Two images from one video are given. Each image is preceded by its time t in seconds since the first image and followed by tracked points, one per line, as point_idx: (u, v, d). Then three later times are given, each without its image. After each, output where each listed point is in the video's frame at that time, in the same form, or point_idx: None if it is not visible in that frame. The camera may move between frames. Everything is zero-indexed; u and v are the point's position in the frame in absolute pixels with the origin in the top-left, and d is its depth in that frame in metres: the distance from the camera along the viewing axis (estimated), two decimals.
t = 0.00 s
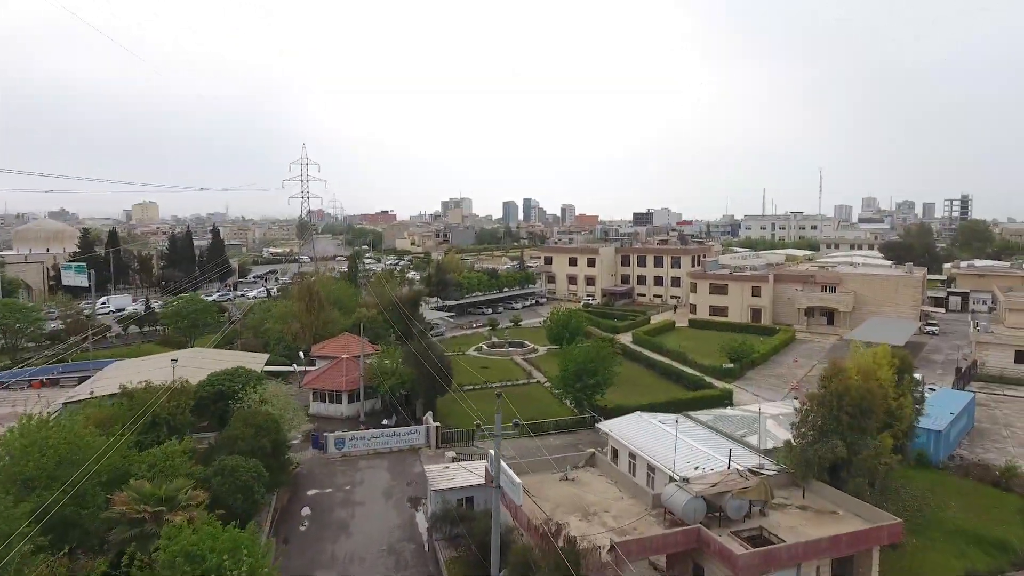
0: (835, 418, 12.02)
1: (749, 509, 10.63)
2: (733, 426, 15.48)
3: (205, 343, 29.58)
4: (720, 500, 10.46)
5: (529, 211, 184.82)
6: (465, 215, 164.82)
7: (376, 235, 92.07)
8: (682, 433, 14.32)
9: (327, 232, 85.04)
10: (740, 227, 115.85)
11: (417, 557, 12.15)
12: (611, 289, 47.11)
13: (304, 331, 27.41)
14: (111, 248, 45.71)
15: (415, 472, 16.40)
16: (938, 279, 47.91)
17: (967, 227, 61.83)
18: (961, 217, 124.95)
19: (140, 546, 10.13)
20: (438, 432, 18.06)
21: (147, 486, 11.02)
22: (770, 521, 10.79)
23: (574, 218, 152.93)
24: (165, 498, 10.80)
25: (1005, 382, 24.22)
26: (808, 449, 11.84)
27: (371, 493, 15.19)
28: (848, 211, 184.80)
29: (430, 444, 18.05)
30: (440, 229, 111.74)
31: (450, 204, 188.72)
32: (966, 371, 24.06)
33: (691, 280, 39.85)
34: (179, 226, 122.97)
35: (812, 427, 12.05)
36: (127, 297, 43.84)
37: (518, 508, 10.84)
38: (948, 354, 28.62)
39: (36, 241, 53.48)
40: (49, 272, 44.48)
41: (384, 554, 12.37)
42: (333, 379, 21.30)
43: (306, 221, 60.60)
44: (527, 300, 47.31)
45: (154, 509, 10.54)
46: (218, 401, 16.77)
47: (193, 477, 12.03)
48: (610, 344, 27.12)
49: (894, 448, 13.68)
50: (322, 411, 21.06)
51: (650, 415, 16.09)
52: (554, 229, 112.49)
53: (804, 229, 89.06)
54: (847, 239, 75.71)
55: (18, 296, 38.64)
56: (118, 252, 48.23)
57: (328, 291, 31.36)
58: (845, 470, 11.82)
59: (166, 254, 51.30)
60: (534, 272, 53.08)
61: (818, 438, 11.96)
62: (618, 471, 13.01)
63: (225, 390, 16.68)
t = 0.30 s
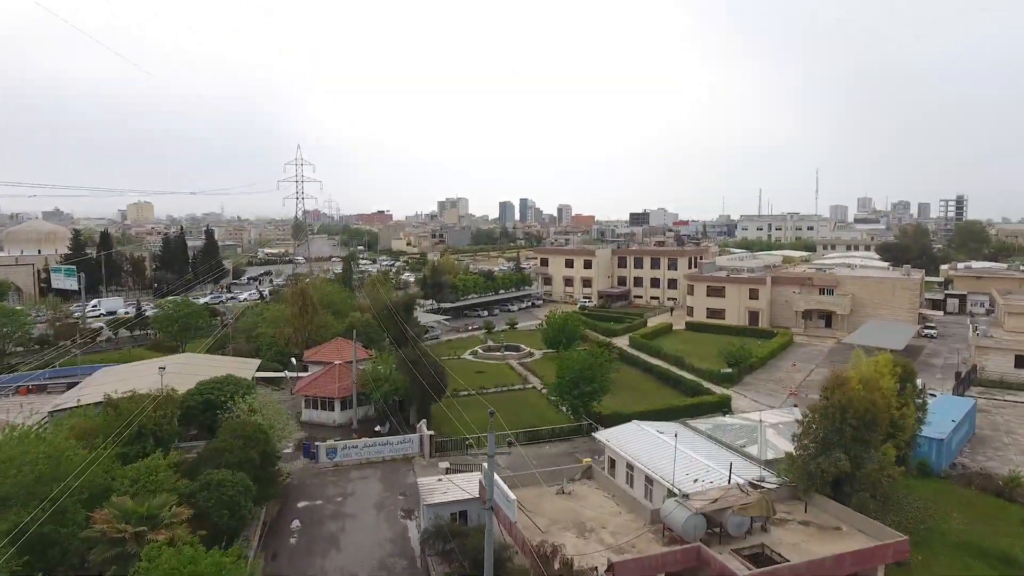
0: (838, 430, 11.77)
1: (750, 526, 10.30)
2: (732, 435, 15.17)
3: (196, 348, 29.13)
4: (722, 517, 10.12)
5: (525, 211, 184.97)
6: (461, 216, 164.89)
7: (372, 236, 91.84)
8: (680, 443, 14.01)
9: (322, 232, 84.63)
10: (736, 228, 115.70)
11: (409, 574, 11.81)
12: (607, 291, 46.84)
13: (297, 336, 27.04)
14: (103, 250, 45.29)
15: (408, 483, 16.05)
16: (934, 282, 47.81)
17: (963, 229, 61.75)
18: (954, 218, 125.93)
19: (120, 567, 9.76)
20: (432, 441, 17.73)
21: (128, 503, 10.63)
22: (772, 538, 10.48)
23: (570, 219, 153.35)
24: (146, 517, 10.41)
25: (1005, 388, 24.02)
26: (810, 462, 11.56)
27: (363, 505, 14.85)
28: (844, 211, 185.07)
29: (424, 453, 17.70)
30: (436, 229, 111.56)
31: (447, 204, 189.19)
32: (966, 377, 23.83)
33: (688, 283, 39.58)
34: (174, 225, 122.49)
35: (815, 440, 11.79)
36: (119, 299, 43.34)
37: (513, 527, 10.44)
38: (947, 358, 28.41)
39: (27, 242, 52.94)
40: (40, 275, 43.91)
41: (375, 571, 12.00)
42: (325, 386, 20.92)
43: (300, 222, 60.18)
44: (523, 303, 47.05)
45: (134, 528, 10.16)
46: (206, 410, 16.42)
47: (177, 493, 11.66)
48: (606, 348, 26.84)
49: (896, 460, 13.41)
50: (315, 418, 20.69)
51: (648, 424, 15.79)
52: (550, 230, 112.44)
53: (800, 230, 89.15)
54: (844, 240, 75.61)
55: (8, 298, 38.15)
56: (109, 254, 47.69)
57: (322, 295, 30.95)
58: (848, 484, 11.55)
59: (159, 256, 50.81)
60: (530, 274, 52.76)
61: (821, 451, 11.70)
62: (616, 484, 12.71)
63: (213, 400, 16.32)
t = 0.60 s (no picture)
0: (842, 441, 11.47)
1: (752, 542, 10.00)
2: (732, 444, 14.85)
3: (188, 352, 28.71)
4: (723, 533, 9.82)
5: (522, 211, 184.62)
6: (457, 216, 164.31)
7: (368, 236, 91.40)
8: (680, 452, 13.70)
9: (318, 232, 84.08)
10: (733, 228, 115.45)
11: None
12: (604, 293, 46.54)
13: (290, 340, 26.65)
14: (97, 253, 44.80)
15: (401, 493, 15.69)
16: (932, 283, 47.64)
17: (961, 229, 61.57)
18: (950, 218, 126.13)
19: None
20: (426, 449, 17.38)
21: (109, 518, 10.25)
22: (775, 553, 10.15)
23: (566, 219, 153.03)
24: (127, 534, 10.03)
25: (1006, 392, 23.77)
26: (813, 474, 11.26)
27: (354, 516, 14.50)
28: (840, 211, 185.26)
29: (418, 462, 17.35)
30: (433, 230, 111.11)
31: (443, 204, 188.60)
32: (966, 381, 23.56)
33: (685, 284, 39.29)
34: (169, 225, 121.71)
35: (819, 451, 11.49)
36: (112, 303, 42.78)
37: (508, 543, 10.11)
38: (946, 361, 28.16)
39: (19, 244, 52.35)
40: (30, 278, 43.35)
41: None
42: (318, 392, 20.54)
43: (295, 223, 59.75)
44: (519, 305, 46.69)
45: (114, 546, 9.78)
46: (195, 418, 16.06)
47: (161, 507, 11.31)
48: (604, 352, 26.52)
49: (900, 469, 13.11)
50: (308, 425, 20.33)
51: (646, 432, 15.48)
52: (546, 231, 112.12)
53: (797, 231, 89.01)
54: (841, 241, 75.51)
55: None
56: (102, 257, 47.14)
57: (316, 298, 30.57)
58: (852, 496, 11.24)
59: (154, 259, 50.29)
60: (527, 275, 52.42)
61: (825, 463, 11.39)
62: (614, 496, 12.38)
63: (201, 408, 15.96)
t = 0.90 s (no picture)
0: (846, 451, 11.21)
1: (754, 556, 9.66)
2: (733, 451, 14.56)
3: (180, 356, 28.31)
4: (724, 547, 9.50)
5: (519, 211, 184.32)
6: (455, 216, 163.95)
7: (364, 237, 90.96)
8: (679, 460, 13.40)
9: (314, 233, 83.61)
10: (730, 228, 115.32)
11: None
12: (602, 294, 46.28)
13: (284, 343, 26.28)
14: (89, 254, 44.26)
15: (395, 501, 15.36)
16: (931, 284, 47.46)
17: (959, 229, 61.38)
18: (947, 218, 126.19)
19: None
20: (420, 456, 17.06)
21: (90, 533, 9.90)
22: (778, 567, 9.83)
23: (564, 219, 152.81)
24: (109, 549, 9.67)
25: (1007, 396, 23.54)
26: (817, 484, 10.97)
27: (347, 526, 14.18)
28: (838, 211, 185.31)
29: (413, 469, 17.04)
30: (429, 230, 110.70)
31: (441, 204, 188.33)
32: (968, 384, 23.31)
33: (684, 286, 39.00)
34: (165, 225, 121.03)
35: (823, 462, 11.21)
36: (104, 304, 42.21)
37: (502, 557, 9.78)
38: (946, 364, 27.96)
39: (12, 245, 51.75)
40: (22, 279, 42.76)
41: None
42: (311, 397, 20.20)
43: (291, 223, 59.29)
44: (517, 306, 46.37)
45: (94, 562, 9.42)
46: (184, 425, 15.71)
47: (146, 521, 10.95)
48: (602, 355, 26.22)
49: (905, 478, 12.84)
50: (301, 431, 19.99)
51: (645, 439, 15.18)
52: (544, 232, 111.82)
53: (795, 231, 88.89)
54: (839, 241, 75.39)
55: None
56: (96, 258, 46.60)
57: (310, 301, 30.21)
58: (857, 508, 10.96)
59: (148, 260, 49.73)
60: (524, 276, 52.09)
61: (829, 473, 11.11)
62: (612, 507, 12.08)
63: (190, 415, 15.60)
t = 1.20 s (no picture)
0: (852, 462, 10.92)
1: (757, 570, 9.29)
2: (734, 458, 14.26)
3: (173, 358, 27.95)
4: (727, 561, 9.16)
5: (518, 211, 184.11)
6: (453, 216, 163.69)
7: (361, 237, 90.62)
8: (680, 468, 13.10)
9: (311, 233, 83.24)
10: (729, 228, 115.17)
11: None
12: (600, 295, 46.02)
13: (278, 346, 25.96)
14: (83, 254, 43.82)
15: (390, 510, 15.04)
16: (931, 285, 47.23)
17: (958, 230, 61.23)
18: (944, 218, 126.26)
19: None
20: (416, 463, 16.75)
21: (71, 547, 9.57)
22: None
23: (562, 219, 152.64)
24: (89, 564, 9.33)
25: (1009, 399, 23.30)
26: (822, 495, 10.67)
27: (339, 535, 13.85)
28: (835, 211, 185.38)
29: (408, 476, 16.73)
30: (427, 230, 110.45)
31: (439, 204, 188.13)
32: (970, 387, 23.05)
33: (682, 287, 38.71)
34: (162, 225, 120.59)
35: (828, 472, 10.91)
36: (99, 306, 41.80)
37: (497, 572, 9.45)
38: (948, 366, 27.72)
39: (6, 246, 51.31)
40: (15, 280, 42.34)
41: None
42: (304, 402, 19.86)
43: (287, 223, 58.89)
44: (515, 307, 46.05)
45: None
46: (173, 432, 15.37)
47: (129, 533, 10.63)
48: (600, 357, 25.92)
49: (910, 486, 12.54)
50: (295, 436, 19.66)
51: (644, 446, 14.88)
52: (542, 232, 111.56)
53: (793, 232, 88.74)
54: (838, 241, 75.20)
55: None
56: (90, 258, 46.18)
57: (305, 303, 29.87)
58: (862, 520, 10.68)
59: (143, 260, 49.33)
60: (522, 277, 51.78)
61: (834, 484, 10.81)
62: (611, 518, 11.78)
63: (179, 421, 15.27)
